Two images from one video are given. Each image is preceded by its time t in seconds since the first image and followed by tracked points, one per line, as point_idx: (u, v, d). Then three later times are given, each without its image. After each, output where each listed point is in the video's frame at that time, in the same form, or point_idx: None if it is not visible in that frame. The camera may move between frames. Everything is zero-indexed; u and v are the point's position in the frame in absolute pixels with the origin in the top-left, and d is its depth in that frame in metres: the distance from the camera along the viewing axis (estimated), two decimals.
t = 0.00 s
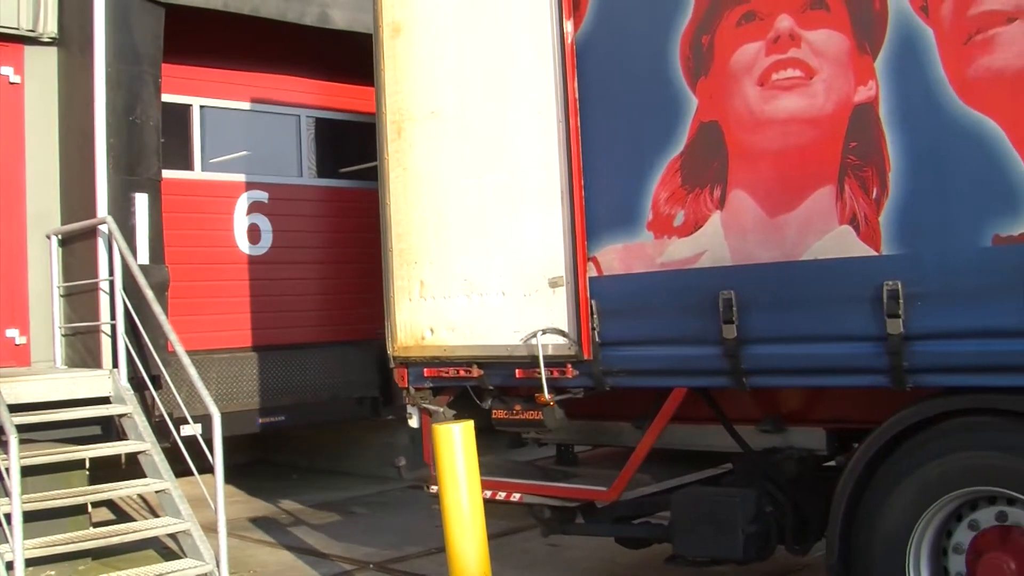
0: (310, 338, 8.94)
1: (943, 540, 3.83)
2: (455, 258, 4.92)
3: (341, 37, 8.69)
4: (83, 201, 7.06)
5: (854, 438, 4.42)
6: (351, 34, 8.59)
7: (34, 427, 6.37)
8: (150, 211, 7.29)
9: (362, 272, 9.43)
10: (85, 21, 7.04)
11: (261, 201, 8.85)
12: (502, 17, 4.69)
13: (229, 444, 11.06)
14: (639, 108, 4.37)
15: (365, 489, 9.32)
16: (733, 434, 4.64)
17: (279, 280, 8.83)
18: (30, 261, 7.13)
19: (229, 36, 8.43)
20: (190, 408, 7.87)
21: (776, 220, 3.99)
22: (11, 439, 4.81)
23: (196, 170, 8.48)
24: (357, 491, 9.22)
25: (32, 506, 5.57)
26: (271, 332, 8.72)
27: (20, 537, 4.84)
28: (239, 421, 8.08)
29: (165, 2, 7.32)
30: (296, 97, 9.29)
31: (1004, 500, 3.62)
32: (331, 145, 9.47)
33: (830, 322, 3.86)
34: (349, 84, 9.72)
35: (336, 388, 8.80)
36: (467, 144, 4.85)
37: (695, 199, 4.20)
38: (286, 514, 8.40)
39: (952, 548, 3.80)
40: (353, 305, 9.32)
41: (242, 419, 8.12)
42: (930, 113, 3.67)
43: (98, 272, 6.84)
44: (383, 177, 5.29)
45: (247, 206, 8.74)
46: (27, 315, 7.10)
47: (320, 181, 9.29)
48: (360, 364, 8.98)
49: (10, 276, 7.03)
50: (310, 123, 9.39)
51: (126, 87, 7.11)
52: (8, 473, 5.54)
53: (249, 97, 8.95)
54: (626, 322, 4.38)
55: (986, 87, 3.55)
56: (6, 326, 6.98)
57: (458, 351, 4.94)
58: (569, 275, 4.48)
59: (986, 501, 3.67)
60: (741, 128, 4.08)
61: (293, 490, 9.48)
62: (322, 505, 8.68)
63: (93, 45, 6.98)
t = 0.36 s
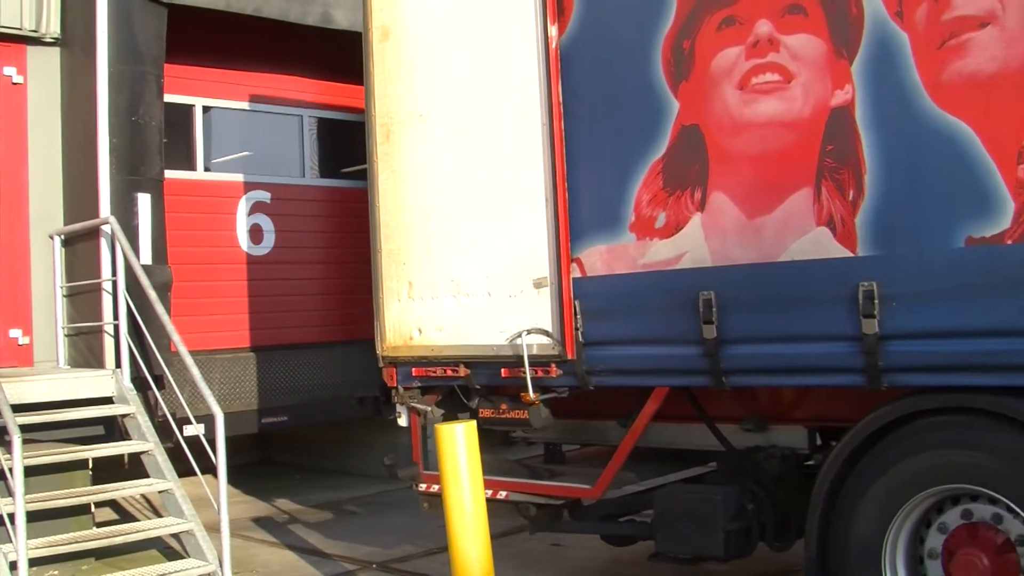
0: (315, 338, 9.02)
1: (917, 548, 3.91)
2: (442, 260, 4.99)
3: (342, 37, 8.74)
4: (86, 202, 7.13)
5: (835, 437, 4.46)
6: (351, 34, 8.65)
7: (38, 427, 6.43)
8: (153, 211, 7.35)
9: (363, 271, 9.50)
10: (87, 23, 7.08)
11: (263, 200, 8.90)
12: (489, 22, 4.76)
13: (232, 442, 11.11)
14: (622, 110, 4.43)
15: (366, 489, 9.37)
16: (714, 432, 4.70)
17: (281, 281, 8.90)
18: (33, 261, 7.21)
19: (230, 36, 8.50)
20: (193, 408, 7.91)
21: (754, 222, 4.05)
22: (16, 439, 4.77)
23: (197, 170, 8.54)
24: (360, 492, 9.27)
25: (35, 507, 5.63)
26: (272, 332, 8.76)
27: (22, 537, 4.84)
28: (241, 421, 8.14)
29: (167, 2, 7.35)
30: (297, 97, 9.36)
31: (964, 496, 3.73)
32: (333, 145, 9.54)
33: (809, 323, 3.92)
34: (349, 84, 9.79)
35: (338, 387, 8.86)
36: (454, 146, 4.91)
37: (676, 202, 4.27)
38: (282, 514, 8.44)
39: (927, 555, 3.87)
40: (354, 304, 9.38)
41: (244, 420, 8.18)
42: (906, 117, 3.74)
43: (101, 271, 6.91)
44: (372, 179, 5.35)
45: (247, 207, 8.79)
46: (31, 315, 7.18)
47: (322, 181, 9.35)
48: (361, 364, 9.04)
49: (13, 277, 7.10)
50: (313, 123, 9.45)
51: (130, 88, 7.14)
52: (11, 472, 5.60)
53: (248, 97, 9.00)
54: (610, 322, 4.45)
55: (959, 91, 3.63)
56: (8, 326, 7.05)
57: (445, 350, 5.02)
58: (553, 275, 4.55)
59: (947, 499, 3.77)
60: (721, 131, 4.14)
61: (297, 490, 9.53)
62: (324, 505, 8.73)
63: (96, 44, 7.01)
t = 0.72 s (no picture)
0: (313, 337, 9.08)
1: (892, 558, 3.97)
2: (430, 260, 5.05)
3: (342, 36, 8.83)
4: (89, 200, 7.18)
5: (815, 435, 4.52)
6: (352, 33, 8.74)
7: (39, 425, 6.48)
8: (155, 210, 7.42)
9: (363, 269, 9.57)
10: (90, 21, 7.15)
11: (267, 198, 9.00)
12: (475, 25, 4.83)
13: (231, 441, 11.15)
14: (605, 113, 4.49)
15: (366, 488, 9.40)
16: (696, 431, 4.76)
17: (281, 279, 8.96)
18: (35, 259, 7.27)
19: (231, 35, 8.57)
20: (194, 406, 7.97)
21: (733, 224, 4.11)
22: (17, 435, 4.85)
23: (201, 169, 8.60)
24: (360, 490, 9.31)
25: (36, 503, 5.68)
26: (273, 330, 8.83)
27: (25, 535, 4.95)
28: (240, 420, 8.20)
29: None
30: (301, 94, 9.40)
31: (925, 496, 3.84)
32: (335, 143, 9.59)
33: (788, 324, 3.97)
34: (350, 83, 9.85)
35: (338, 386, 8.90)
36: (441, 148, 4.98)
37: (657, 204, 4.33)
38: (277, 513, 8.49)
39: (902, 562, 3.93)
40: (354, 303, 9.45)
41: (243, 418, 8.24)
42: (881, 122, 3.80)
43: (103, 269, 6.95)
44: (361, 180, 5.42)
45: (251, 205, 8.87)
46: (32, 312, 7.24)
47: (325, 179, 9.42)
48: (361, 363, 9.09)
49: (14, 274, 7.16)
50: (315, 121, 9.49)
51: (133, 86, 7.23)
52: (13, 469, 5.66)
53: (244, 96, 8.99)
54: (592, 321, 4.51)
55: (933, 96, 3.70)
56: (10, 323, 7.13)
57: (431, 349, 5.09)
58: (536, 275, 4.61)
59: (910, 503, 3.88)
60: (701, 135, 4.21)
61: (298, 489, 9.57)
62: (324, 504, 8.77)
63: (99, 43, 7.09)
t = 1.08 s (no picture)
0: (313, 334, 9.15)
1: (873, 566, 4.03)
2: (420, 258, 5.12)
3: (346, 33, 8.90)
4: (95, 196, 7.23)
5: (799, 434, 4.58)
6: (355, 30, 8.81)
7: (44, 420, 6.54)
8: (160, 205, 7.47)
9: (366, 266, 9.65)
10: (96, 18, 7.20)
11: (271, 195, 9.08)
12: (465, 26, 4.89)
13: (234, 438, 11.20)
14: (591, 114, 4.55)
15: (370, 485, 9.44)
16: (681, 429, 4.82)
17: (285, 276, 9.05)
18: (41, 254, 7.32)
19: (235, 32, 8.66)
20: (200, 403, 8.13)
21: (715, 224, 4.17)
22: (22, 431, 4.90)
23: (203, 165, 8.68)
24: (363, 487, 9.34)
25: (40, 499, 5.72)
26: (274, 327, 8.91)
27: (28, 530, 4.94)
28: (245, 417, 8.24)
29: None
30: (306, 91, 9.43)
31: (892, 498, 3.94)
32: (338, 139, 9.66)
33: (770, 324, 4.03)
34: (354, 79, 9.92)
35: (343, 383, 8.91)
36: (431, 148, 5.04)
37: (642, 204, 4.39)
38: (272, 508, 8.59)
39: (883, 568, 3.98)
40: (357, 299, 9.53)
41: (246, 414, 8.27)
42: (859, 124, 3.86)
43: (108, 265, 6.98)
44: (353, 178, 5.48)
45: (257, 201, 8.96)
46: (37, 308, 7.31)
47: (330, 176, 9.55)
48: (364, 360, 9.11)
49: (18, 271, 7.22)
50: (320, 118, 9.52)
51: (137, 82, 7.29)
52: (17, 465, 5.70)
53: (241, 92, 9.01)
54: (578, 320, 4.57)
55: (911, 99, 3.76)
56: (15, 319, 7.21)
57: (420, 346, 5.16)
58: (523, 274, 4.68)
59: (878, 508, 3.97)
60: (685, 136, 4.26)
61: (301, 485, 9.60)
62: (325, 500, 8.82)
63: (105, 40, 7.16)
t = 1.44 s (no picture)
0: (312, 339, 9.20)
1: None
2: (408, 265, 5.18)
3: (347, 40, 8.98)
4: (98, 200, 7.27)
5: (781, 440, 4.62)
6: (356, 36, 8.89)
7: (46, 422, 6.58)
8: (161, 208, 7.52)
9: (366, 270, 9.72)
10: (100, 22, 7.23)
11: (274, 200, 9.17)
12: (453, 37, 4.97)
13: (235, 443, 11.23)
14: (574, 123, 4.62)
15: (368, 489, 9.43)
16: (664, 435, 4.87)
17: (286, 280, 9.12)
18: (42, 257, 7.40)
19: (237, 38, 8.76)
20: (201, 407, 8.17)
21: (694, 232, 4.24)
22: (25, 435, 4.93)
23: (208, 169, 8.77)
24: (361, 492, 9.33)
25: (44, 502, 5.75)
26: (273, 331, 8.95)
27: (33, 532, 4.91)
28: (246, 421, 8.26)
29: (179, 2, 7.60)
30: (308, 96, 9.53)
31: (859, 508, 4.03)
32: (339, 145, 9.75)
33: (749, 332, 4.09)
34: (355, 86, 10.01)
35: (345, 388, 8.96)
36: (418, 156, 5.12)
37: (623, 212, 4.46)
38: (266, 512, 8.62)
39: None
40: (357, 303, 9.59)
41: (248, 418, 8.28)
42: (834, 135, 3.93)
43: (110, 269, 7.00)
44: (343, 185, 5.55)
45: (259, 206, 9.05)
46: (39, 311, 7.37)
47: (331, 181, 9.62)
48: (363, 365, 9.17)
49: (21, 274, 7.27)
50: (322, 123, 9.62)
51: (140, 87, 7.34)
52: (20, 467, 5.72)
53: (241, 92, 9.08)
54: (563, 326, 4.63)
55: (885, 110, 3.83)
56: (18, 322, 7.26)
57: (407, 351, 5.23)
58: (507, 281, 4.76)
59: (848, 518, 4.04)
60: (665, 145, 4.33)
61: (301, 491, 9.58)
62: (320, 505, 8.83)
63: (109, 43, 7.18)
